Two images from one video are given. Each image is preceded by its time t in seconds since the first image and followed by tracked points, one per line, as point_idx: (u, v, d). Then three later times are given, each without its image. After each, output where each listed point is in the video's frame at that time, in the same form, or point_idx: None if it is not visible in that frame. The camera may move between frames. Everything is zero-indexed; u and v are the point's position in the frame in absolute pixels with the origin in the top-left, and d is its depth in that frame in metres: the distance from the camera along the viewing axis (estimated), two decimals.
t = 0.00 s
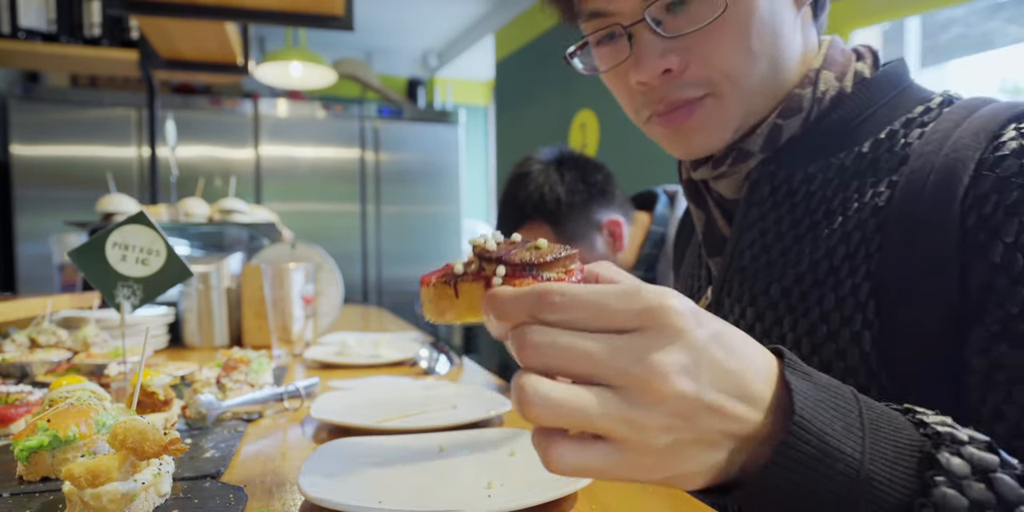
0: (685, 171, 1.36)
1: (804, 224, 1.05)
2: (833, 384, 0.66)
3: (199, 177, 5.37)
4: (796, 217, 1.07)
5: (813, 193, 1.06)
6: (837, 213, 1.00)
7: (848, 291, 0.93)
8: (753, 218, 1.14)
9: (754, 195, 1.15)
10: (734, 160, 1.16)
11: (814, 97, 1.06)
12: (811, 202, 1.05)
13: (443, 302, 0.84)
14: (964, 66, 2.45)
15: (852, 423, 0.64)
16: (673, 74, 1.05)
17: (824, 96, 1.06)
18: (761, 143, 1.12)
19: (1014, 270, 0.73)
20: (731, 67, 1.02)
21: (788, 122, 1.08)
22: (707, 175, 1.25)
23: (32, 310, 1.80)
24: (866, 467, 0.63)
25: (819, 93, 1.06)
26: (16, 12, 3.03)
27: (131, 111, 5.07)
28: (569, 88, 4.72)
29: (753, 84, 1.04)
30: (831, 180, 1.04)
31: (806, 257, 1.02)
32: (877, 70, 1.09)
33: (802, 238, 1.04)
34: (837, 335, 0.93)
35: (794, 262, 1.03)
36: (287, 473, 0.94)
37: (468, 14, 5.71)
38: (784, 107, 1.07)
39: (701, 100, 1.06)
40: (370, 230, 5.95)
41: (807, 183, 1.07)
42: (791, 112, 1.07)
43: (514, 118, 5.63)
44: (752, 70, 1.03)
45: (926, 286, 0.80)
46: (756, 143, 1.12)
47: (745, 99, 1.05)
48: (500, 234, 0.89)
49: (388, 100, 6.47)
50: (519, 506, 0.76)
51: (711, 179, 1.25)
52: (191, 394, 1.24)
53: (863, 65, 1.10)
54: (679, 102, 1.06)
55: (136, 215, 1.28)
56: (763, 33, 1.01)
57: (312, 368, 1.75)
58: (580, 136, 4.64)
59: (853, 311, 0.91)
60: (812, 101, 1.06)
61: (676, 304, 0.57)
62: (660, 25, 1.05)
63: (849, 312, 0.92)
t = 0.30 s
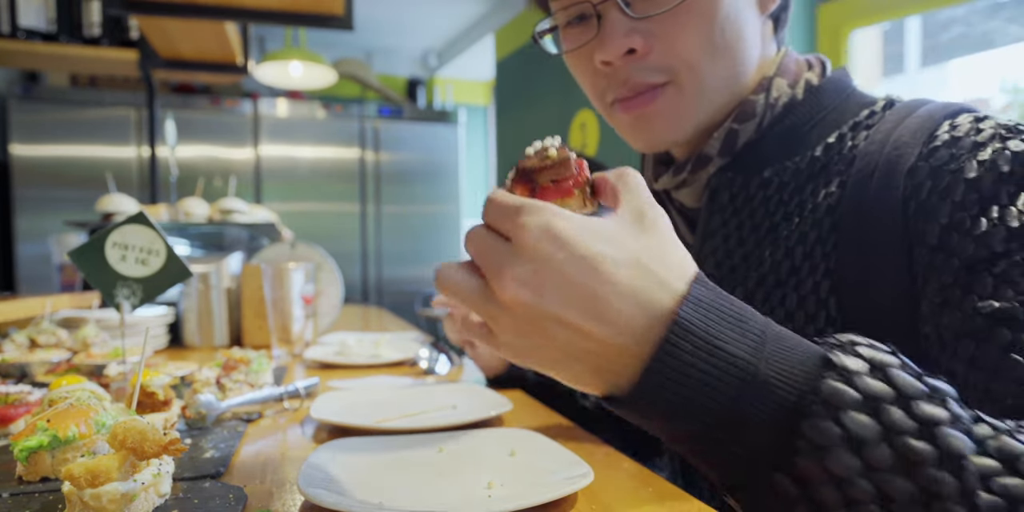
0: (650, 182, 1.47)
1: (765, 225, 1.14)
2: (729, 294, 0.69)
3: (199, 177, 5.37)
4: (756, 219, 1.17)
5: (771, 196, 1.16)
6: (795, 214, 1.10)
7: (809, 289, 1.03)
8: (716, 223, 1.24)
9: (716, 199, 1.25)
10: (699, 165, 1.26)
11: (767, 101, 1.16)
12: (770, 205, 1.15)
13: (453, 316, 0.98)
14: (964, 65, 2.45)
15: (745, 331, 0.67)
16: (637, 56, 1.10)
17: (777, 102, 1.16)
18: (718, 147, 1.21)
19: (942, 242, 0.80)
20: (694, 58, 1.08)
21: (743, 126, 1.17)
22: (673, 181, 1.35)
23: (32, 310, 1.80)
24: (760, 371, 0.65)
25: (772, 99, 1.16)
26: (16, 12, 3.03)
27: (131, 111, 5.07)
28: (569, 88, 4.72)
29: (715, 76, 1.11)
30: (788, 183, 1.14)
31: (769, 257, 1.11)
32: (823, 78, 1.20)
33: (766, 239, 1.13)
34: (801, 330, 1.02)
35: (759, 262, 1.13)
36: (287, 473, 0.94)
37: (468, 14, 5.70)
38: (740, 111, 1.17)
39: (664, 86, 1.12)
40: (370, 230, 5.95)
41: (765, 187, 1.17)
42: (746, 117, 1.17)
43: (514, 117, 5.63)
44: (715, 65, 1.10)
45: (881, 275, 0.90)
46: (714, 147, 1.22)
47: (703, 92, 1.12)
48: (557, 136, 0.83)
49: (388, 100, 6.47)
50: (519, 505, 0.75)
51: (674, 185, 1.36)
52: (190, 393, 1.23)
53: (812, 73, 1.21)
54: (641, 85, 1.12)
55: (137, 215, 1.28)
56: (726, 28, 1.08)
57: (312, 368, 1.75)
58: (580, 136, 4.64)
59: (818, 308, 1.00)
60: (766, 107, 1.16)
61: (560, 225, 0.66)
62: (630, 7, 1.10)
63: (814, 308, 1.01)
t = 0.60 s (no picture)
0: (630, 187, 1.32)
1: (734, 235, 1.01)
2: (608, 280, 0.62)
3: (199, 177, 5.38)
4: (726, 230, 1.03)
5: (743, 204, 1.02)
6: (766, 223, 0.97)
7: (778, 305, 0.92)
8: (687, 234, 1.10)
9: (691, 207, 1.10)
10: (675, 170, 1.13)
11: (743, 105, 1.03)
12: (741, 214, 1.01)
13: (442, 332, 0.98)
14: (964, 65, 2.44)
15: (614, 316, 0.59)
16: (607, 60, 1.00)
17: (752, 105, 1.03)
18: (694, 150, 1.08)
19: (894, 247, 0.69)
20: (665, 62, 0.99)
21: (717, 131, 1.05)
22: (649, 187, 1.22)
23: (32, 310, 1.80)
24: (622, 357, 0.57)
25: (748, 102, 1.03)
26: (17, 12, 3.03)
27: (130, 111, 5.06)
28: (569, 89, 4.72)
29: (689, 79, 1.01)
30: (760, 190, 1.00)
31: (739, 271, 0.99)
32: (802, 82, 1.04)
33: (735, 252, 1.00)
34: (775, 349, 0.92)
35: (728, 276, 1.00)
36: (287, 474, 0.94)
37: (468, 14, 5.70)
38: (713, 117, 1.05)
39: (635, 90, 1.02)
40: (370, 230, 5.96)
41: (738, 194, 1.03)
42: (721, 121, 1.04)
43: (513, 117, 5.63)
44: (687, 68, 1.00)
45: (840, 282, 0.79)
46: (690, 151, 1.09)
47: (677, 98, 1.02)
48: (545, 144, 0.88)
49: (388, 100, 6.47)
50: (520, 506, 0.75)
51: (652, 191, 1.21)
52: (190, 393, 1.23)
53: (792, 76, 1.05)
54: (611, 90, 1.02)
55: (136, 215, 1.28)
56: (699, 30, 0.98)
57: (312, 368, 1.75)
58: (580, 136, 4.64)
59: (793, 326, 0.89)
60: (742, 110, 1.03)
61: (462, 212, 0.70)
62: (600, 9, 1.01)
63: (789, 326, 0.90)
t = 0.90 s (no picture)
0: (628, 188, 1.30)
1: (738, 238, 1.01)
2: (614, 296, 0.64)
3: (199, 177, 5.38)
4: (729, 232, 1.03)
5: (746, 207, 1.02)
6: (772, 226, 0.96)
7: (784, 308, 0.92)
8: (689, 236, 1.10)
9: (691, 210, 1.10)
10: (674, 174, 1.12)
11: (745, 107, 1.02)
12: (745, 217, 1.01)
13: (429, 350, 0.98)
14: (964, 65, 2.45)
15: (616, 331, 0.61)
16: (603, 75, 0.99)
17: (755, 107, 1.02)
18: (695, 155, 1.07)
19: (907, 255, 0.69)
20: (662, 75, 0.98)
21: (719, 135, 1.04)
22: (649, 189, 1.21)
23: (32, 310, 1.80)
24: (624, 372, 0.59)
25: (750, 104, 1.02)
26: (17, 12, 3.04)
27: (130, 111, 5.06)
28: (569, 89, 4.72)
29: (686, 90, 1.00)
30: (763, 193, 1.00)
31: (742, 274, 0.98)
32: (806, 81, 1.04)
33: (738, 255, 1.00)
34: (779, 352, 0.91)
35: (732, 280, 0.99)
36: (287, 473, 0.94)
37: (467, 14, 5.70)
38: (717, 116, 1.03)
39: (632, 103, 1.01)
40: (370, 230, 5.95)
41: (741, 198, 1.03)
42: (724, 123, 1.03)
43: (513, 117, 5.63)
44: (685, 77, 0.99)
45: (851, 289, 0.79)
46: (691, 154, 1.08)
47: (675, 109, 1.02)
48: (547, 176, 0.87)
49: (388, 100, 6.47)
50: (520, 505, 0.76)
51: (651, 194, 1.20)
52: (190, 393, 1.23)
53: (795, 75, 1.05)
54: (608, 103, 1.02)
55: (136, 215, 1.28)
56: (697, 40, 0.96)
57: (312, 368, 1.75)
58: (580, 136, 4.64)
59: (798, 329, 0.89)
60: (744, 112, 1.02)
61: (466, 232, 0.70)
62: (594, 22, 0.99)
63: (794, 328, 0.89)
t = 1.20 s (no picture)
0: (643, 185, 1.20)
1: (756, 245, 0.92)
2: (624, 285, 0.64)
3: (199, 177, 5.38)
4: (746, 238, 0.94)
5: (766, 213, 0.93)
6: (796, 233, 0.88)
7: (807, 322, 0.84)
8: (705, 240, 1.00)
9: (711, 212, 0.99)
10: (692, 176, 1.01)
11: (772, 108, 0.92)
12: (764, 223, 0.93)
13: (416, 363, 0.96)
14: (964, 66, 2.45)
15: (634, 321, 0.61)
16: (593, 73, 0.89)
17: (781, 108, 0.92)
18: (718, 158, 0.96)
19: (946, 267, 0.67)
20: (657, 76, 0.87)
21: (745, 137, 0.93)
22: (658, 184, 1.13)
23: (32, 310, 1.80)
24: (641, 363, 0.59)
25: (777, 105, 0.92)
26: (17, 12, 3.04)
27: (131, 111, 5.07)
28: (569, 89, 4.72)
29: (683, 95, 0.89)
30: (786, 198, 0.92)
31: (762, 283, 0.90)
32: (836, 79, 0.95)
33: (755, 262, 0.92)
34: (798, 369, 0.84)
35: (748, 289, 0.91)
36: (287, 473, 0.94)
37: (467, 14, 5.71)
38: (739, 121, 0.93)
39: (622, 108, 0.90)
40: (370, 230, 5.95)
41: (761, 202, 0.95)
42: (746, 126, 0.92)
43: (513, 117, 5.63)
44: (683, 80, 0.88)
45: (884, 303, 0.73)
46: (712, 158, 0.96)
47: (668, 116, 0.90)
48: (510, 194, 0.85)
49: (388, 100, 6.47)
50: (520, 505, 0.76)
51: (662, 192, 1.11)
52: (190, 393, 1.24)
53: (822, 73, 0.96)
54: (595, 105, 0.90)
55: (136, 215, 1.29)
56: (702, 39, 0.86)
57: (312, 368, 1.75)
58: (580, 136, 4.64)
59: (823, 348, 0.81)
60: (770, 113, 0.92)
61: (452, 258, 0.67)
62: (587, 19, 0.89)
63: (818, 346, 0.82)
